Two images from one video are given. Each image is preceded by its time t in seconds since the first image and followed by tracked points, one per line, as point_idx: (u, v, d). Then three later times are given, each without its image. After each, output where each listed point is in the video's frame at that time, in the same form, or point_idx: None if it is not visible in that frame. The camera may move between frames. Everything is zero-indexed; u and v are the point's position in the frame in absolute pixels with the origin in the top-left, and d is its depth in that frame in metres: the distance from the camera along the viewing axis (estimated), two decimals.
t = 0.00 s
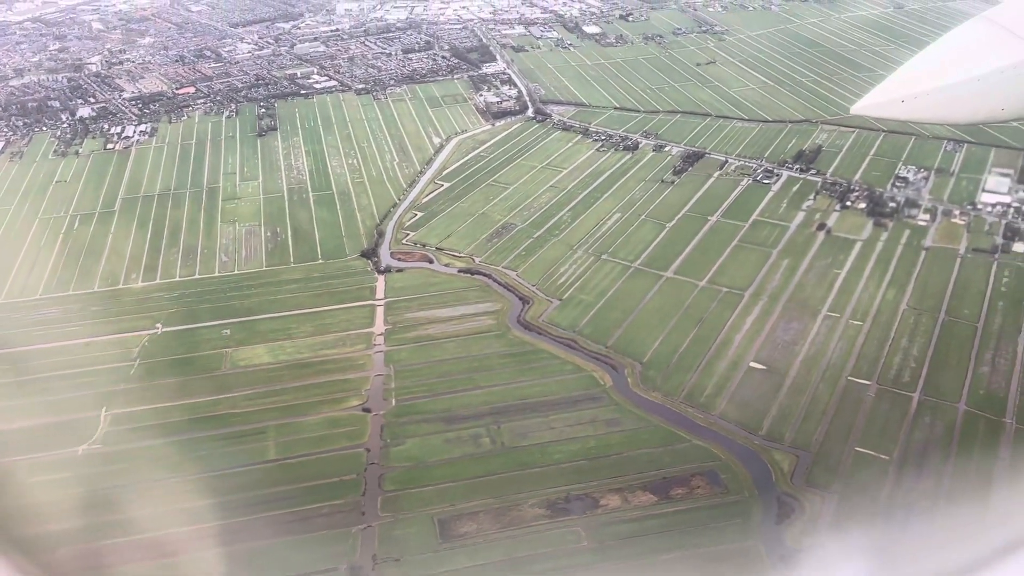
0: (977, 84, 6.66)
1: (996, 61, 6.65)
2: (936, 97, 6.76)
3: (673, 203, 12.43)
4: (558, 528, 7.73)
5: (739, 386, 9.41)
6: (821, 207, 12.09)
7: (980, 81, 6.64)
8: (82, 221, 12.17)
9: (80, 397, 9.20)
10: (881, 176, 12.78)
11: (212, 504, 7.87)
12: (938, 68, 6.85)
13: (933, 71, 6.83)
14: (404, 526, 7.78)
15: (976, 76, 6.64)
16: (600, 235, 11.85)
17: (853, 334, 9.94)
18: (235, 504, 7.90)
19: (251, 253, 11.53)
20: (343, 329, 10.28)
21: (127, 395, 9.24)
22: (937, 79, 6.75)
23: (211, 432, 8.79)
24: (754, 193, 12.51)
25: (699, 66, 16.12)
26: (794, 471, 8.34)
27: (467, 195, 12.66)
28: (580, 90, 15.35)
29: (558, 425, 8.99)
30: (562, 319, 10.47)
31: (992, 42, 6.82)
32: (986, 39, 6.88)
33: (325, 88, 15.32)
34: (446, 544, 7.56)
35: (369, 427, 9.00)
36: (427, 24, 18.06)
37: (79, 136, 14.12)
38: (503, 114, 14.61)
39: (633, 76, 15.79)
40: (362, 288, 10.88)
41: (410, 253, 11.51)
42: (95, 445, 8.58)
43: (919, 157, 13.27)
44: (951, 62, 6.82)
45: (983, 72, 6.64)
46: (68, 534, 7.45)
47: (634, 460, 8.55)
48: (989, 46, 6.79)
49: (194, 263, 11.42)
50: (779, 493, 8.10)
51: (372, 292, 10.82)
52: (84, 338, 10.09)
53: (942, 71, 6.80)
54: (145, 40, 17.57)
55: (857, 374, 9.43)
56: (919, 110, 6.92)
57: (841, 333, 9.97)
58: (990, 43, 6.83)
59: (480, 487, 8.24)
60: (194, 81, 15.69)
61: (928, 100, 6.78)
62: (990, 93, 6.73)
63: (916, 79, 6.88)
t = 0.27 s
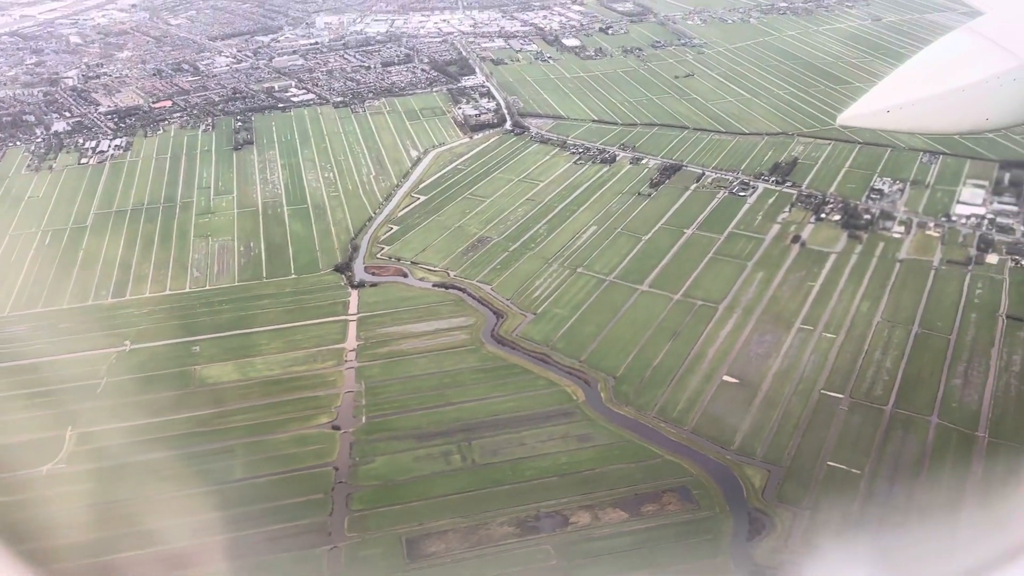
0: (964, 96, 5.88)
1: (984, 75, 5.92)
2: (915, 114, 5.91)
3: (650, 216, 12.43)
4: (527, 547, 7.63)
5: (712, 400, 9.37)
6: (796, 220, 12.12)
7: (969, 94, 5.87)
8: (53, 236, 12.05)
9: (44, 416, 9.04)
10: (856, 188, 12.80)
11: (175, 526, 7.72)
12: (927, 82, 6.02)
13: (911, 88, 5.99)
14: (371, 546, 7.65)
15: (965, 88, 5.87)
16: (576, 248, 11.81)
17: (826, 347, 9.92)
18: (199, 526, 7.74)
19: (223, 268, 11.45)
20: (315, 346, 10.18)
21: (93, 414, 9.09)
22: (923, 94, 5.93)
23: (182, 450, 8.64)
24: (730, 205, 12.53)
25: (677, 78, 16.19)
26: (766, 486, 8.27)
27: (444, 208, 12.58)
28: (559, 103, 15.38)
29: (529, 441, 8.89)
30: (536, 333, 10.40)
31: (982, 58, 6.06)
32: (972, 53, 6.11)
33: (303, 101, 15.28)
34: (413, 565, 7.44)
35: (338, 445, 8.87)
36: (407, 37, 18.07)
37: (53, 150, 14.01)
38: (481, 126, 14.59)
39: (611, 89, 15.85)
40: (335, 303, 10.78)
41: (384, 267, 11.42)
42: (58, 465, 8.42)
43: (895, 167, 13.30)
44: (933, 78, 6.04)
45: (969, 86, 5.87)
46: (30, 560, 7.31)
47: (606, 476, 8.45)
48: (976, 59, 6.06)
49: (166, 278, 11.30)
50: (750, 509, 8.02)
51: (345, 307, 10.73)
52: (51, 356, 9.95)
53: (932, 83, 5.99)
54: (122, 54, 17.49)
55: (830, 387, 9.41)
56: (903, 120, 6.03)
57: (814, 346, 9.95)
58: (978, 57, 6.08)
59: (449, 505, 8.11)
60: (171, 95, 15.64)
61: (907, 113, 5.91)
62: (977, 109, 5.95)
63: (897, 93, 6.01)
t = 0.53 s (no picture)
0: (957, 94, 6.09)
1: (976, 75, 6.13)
2: (906, 118, 6.17)
3: (627, 228, 12.41)
4: (497, 566, 7.49)
5: (686, 415, 9.30)
6: (773, 232, 12.13)
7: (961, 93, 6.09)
8: (24, 252, 11.90)
9: (7, 436, 8.85)
10: (833, 200, 12.81)
11: (136, 548, 7.48)
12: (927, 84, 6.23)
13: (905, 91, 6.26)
14: (338, 566, 7.49)
15: (961, 89, 6.08)
16: (553, 261, 11.75)
17: (801, 360, 9.89)
18: (161, 546, 7.50)
19: (196, 283, 11.35)
20: (287, 362, 10.05)
21: (57, 433, 8.89)
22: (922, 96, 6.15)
23: (150, 469, 8.44)
24: (707, 217, 12.54)
25: (656, 91, 16.25)
26: (739, 502, 8.20)
27: (420, 221, 12.49)
28: (538, 116, 15.40)
29: (502, 458, 8.76)
30: (511, 348, 10.30)
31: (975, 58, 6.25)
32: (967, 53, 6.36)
33: (281, 114, 15.23)
34: None
35: (308, 463, 8.71)
36: (387, 50, 18.06)
37: (27, 165, 13.88)
38: (460, 139, 14.57)
39: (590, 102, 15.89)
40: (309, 318, 10.67)
41: (359, 282, 11.31)
42: (19, 486, 8.21)
43: (872, 178, 13.32)
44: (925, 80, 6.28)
45: (962, 89, 6.08)
46: None
47: (579, 492, 8.34)
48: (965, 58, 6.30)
49: (138, 294, 11.17)
50: (722, 525, 7.94)
51: (318, 323, 10.61)
52: (17, 374, 9.77)
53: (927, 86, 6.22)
54: (100, 68, 17.40)
55: (804, 400, 9.37)
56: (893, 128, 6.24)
57: (789, 359, 9.92)
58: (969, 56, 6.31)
59: (419, 524, 7.97)
60: (148, 109, 15.59)
61: (903, 116, 6.16)
62: (972, 110, 6.16)
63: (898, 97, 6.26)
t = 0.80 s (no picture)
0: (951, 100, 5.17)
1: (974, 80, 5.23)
2: (893, 127, 5.23)
3: (604, 241, 12.37)
4: None
5: (659, 429, 9.22)
6: (748, 244, 12.13)
7: (957, 99, 5.16)
8: None
9: None
10: (809, 212, 12.83)
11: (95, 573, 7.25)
12: (917, 90, 5.35)
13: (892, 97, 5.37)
14: None
15: (957, 95, 5.16)
16: (529, 275, 11.67)
17: (775, 374, 9.86)
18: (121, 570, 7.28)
19: (168, 299, 11.22)
20: (258, 380, 9.92)
21: (19, 453, 8.69)
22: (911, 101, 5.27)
23: (114, 490, 8.21)
24: (684, 230, 12.53)
25: (636, 103, 16.30)
26: (710, 517, 8.10)
27: (396, 235, 12.40)
28: (517, 129, 15.41)
29: (473, 475, 8.63)
30: (484, 363, 10.20)
31: (973, 64, 5.36)
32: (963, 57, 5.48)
33: (259, 128, 15.16)
34: None
35: (276, 483, 8.54)
36: (367, 63, 18.04)
37: None
38: (438, 153, 14.52)
39: (569, 114, 15.92)
40: (281, 334, 10.56)
41: (333, 297, 11.20)
42: None
43: (849, 190, 13.35)
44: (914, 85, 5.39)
45: (960, 93, 5.17)
46: None
47: (550, 510, 8.21)
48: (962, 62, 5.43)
49: (108, 311, 11.02)
50: (694, 541, 7.83)
51: (290, 339, 10.50)
52: None
53: (918, 92, 5.31)
54: (77, 82, 17.30)
55: (778, 414, 9.32)
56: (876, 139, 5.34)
57: (764, 373, 9.88)
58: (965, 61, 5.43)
59: (387, 545, 7.80)
60: (124, 123, 15.51)
61: (891, 122, 5.20)
62: (970, 121, 5.23)
63: (884, 106, 5.36)
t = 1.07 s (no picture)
0: (938, 109, 5.65)
1: (954, 93, 5.74)
2: (885, 133, 5.63)
3: (581, 254, 12.31)
4: None
5: (633, 445, 9.09)
6: (725, 256, 12.11)
7: (945, 109, 5.65)
8: None
9: None
10: (786, 224, 12.85)
11: None
12: (905, 101, 5.81)
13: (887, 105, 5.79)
14: None
15: (945, 105, 5.65)
16: (505, 288, 11.58)
17: (750, 387, 9.79)
18: None
19: (139, 316, 11.07)
20: (228, 398, 9.75)
21: None
22: (904, 109, 5.71)
23: (79, 512, 7.94)
24: (661, 242, 12.50)
25: (615, 115, 16.35)
26: (683, 534, 7.95)
27: (372, 249, 12.30)
28: (496, 142, 15.40)
29: (444, 493, 8.43)
30: (458, 378, 10.05)
31: (956, 80, 5.88)
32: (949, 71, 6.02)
33: (236, 141, 15.08)
34: None
35: (243, 504, 8.31)
36: (346, 76, 18.01)
37: None
38: (416, 166, 14.48)
39: (548, 127, 15.95)
40: (252, 351, 10.40)
41: (307, 312, 11.07)
42: None
43: (826, 201, 13.37)
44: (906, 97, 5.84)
45: (947, 104, 5.65)
46: None
47: (522, 527, 8.02)
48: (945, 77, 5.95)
49: (77, 328, 10.85)
50: (666, 559, 7.67)
51: (262, 355, 10.34)
52: None
53: (907, 103, 5.77)
54: (54, 97, 17.18)
55: (752, 428, 9.23)
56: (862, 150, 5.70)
57: (739, 386, 9.80)
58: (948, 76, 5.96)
59: (355, 566, 7.58)
60: (100, 138, 15.41)
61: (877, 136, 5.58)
62: (950, 128, 5.72)
63: (879, 113, 5.76)
